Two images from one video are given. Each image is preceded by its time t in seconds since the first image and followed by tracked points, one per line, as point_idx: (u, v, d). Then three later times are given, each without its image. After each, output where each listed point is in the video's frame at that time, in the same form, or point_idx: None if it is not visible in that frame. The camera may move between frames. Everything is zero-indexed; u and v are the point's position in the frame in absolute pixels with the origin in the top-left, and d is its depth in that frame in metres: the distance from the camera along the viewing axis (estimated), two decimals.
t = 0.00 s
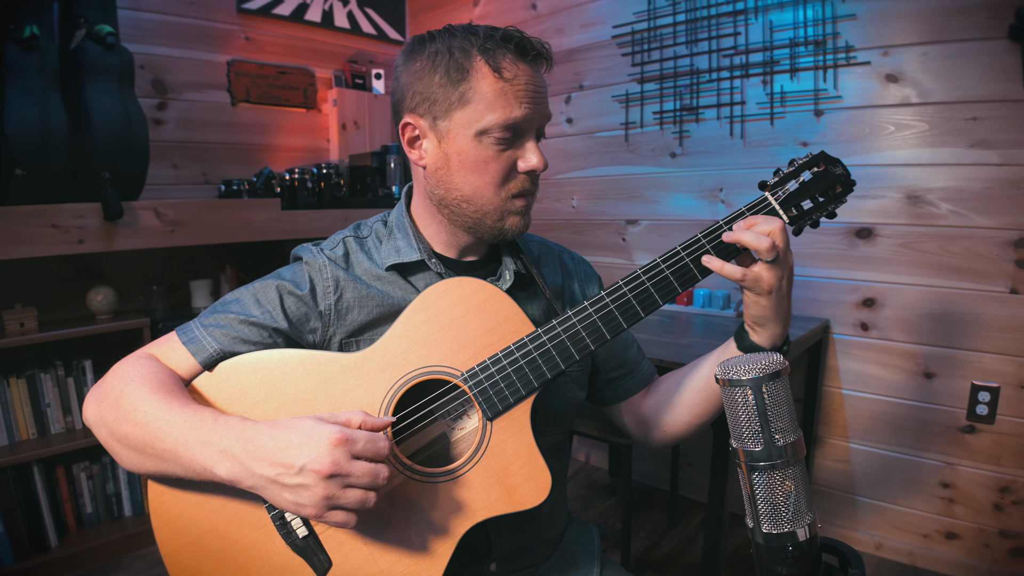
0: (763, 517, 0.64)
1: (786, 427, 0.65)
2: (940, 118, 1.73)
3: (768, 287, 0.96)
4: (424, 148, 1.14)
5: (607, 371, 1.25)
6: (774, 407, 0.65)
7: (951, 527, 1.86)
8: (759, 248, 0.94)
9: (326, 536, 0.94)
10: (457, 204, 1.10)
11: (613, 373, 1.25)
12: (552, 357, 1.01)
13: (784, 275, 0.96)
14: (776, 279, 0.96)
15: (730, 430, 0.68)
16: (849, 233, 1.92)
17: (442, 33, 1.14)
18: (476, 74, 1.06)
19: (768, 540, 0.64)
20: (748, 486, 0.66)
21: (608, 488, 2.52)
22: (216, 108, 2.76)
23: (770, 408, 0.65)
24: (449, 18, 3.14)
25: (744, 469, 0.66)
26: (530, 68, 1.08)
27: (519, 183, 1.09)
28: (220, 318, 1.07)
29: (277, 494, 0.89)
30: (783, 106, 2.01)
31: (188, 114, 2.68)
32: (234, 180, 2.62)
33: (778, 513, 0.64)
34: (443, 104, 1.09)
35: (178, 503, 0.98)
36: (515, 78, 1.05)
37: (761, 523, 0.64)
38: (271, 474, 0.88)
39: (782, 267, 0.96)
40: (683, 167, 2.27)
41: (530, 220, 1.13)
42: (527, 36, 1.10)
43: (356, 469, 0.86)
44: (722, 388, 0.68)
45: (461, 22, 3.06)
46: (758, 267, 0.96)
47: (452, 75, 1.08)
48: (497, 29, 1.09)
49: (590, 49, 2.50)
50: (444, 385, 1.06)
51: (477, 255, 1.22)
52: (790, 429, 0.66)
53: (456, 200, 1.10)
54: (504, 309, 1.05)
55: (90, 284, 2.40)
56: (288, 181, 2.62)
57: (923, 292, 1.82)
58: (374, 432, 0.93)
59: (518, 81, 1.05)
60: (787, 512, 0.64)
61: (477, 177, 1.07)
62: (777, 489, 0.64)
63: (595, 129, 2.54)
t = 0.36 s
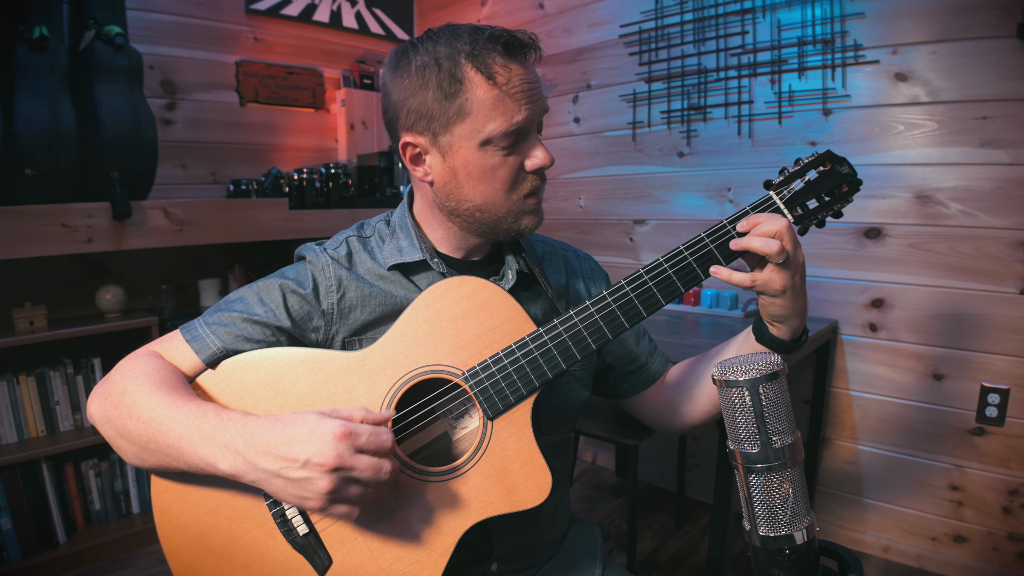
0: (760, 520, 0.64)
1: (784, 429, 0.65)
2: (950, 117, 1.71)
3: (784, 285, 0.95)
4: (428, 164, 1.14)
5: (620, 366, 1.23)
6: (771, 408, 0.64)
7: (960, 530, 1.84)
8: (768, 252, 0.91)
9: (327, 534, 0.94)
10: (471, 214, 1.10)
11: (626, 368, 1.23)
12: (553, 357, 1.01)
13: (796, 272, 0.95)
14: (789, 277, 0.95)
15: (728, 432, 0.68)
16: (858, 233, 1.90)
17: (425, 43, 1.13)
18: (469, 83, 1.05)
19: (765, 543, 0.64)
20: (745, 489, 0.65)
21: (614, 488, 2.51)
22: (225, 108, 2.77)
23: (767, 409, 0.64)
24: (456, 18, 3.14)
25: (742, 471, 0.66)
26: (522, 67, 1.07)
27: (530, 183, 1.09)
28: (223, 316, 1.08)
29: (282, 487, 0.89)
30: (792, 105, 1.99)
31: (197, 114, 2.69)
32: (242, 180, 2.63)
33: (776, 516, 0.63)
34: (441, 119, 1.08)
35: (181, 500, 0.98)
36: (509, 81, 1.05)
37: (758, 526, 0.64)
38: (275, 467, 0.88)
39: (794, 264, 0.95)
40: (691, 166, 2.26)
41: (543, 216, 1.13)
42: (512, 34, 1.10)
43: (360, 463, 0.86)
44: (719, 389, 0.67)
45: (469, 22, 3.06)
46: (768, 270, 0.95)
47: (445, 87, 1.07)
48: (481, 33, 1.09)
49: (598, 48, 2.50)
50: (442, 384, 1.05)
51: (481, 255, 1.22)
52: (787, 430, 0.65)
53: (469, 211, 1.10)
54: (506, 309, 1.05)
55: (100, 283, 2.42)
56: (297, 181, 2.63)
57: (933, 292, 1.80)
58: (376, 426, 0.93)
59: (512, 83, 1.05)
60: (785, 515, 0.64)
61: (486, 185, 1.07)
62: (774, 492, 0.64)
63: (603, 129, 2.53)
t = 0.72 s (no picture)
0: (755, 523, 0.63)
1: (779, 431, 0.64)
2: (958, 116, 1.70)
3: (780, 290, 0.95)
4: (411, 172, 1.16)
5: (620, 369, 1.23)
6: (766, 410, 0.64)
7: (967, 532, 1.83)
8: (767, 252, 0.92)
9: (325, 533, 0.95)
10: (454, 221, 1.11)
11: (627, 371, 1.23)
12: (553, 357, 1.00)
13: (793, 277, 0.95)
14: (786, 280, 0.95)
15: (723, 434, 0.67)
16: (866, 233, 1.89)
17: (400, 52, 1.13)
18: (438, 94, 1.05)
19: (760, 546, 0.63)
20: (740, 491, 0.65)
21: (620, 489, 2.50)
22: (232, 109, 2.78)
23: (762, 410, 0.63)
24: (463, 18, 3.14)
25: (737, 473, 0.65)
26: (494, 70, 1.04)
27: (510, 190, 1.06)
28: (223, 315, 1.08)
29: (275, 493, 0.89)
30: (799, 105, 1.98)
31: (205, 114, 2.71)
32: (249, 180, 2.65)
33: (772, 519, 0.63)
34: (415, 129, 1.10)
35: (179, 500, 0.99)
36: (479, 89, 1.03)
37: (754, 529, 0.63)
38: (270, 474, 0.88)
39: (792, 269, 0.95)
40: (698, 166, 2.25)
41: (532, 222, 1.10)
42: (484, 38, 1.06)
43: (356, 471, 0.87)
44: (714, 390, 0.66)
45: (475, 22, 3.06)
46: (767, 271, 0.95)
47: (415, 98, 1.08)
48: (452, 39, 1.07)
49: (604, 48, 2.49)
50: (441, 384, 1.05)
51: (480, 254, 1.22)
52: (783, 432, 0.64)
53: (452, 219, 1.11)
54: (505, 309, 1.04)
55: (108, 282, 2.44)
56: (304, 181, 2.64)
57: (940, 293, 1.78)
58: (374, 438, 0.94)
59: (481, 90, 1.03)
60: (781, 518, 0.63)
61: (464, 194, 1.07)
62: (769, 494, 0.63)
63: (609, 129, 2.53)
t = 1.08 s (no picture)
0: (751, 525, 0.62)
1: (775, 432, 0.63)
2: (968, 115, 1.68)
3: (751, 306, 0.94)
4: (405, 175, 1.17)
5: (617, 373, 1.23)
6: (762, 411, 0.63)
7: (975, 536, 1.81)
8: (741, 271, 0.91)
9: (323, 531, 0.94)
10: (448, 222, 1.11)
11: (624, 375, 1.23)
12: (550, 356, 1.00)
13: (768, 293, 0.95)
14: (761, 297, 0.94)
15: (719, 435, 0.67)
16: (874, 233, 1.87)
17: (388, 56, 1.13)
18: (424, 98, 1.05)
19: (756, 549, 0.62)
20: (736, 493, 0.64)
21: (626, 490, 2.49)
22: (241, 109, 2.80)
23: (758, 412, 0.63)
24: (470, 18, 3.14)
25: (733, 474, 0.65)
26: (480, 72, 1.03)
27: (501, 191, 1.06)
28: (225, 314, 1.09)
29: (274, 500, 0.90)
30: (806, 104, 1.96)
31: (214, 114, 2.72)
32: (257, 180, 2.66)
33: (768, 522, 0.62)
34: (405, 134, 1.10)
35: (179, 499, 0.99)
36: (464, 92, 1.02)
37: (750, 531, 0.62)
38: (270, 483, 0.89)
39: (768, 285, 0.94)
40: (706, 165, 2.24)
41: (527, 221, 1.10)
42: (470, 39, 1.05)
43: (354, 479, 0.87)
44: (710, 391, 0.66)
45: (483, 22, 3.06)
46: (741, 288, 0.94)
47: (403, 103, 1.09)
48: (437, 42, 1.06)
49: (611, 47, 2.48)
50: (438, 382, 1.05)
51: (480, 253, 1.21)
52: (779, 433, 0.64)
53: (446, 221, 1.11)
54: (503, 308, 1.04)
55: (117, 281, 2.46)
56: (312, 181, 2.65)
57: (950, 294, 1.76)
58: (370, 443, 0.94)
59: (467, 93, 1.02)
60: (778, 520, 0.62)
61: (456, 197, 1.07)
62: (766, 496, 0.63)
63: (616, 128, 2.52)
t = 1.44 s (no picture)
0: (749, 528, 0.62)
1: (773, 433, 0.63)
2: (980, 113, 1.65)
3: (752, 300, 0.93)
4: (407, 180, 1.17)
5: (621, 373, 1.23)
6: (760, 413, 0.62)
7: (986, 539, 1.78)
8: (747, 259, 0.92)
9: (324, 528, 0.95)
10: (451, 227, 1.11)
11: (628, 375, 1.22)
12: (551, 356, 0.98)
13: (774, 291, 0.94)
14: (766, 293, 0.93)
15: (717, 436, 0.66)
16: (885, 233, 1.85)
17: (386, 62, 1.13)
18: (424, 106, 1.05)
19: (754, 552, 0.61)
20: (734, 495, 0.63)
21: (634, 491, 2.48)
22: (251, 109, 2.82)
23: (756, 413, 0.62)
24: (480, 18, 3.14)
25: (731, 476, 0.64)
26: (479, 78, 1.02)
27: (503, 196, 1.06)
28: (230, 313, 1.10)
29: (273, 513, 0.91)
30: (816, 103, 1.94)
31: (224, 114, 2.74)
32: (267, 180, 2.67)
33: (767, 524, 0.62)
34: (406, 140, 1.10)
35: (184, 496, 1.01)
36: (464, 99, 1.02)
37: (747, 534, 0.62)
38: (266, 498, 0.89)
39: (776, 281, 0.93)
40: (715, 165, 2.22)
41: (528, 224, 1.10)
42: (469, 44, 1.05)
43: (350, 492, 0.88)
44: (708, 392, 0.65)
45: (493, 22, 3.06)
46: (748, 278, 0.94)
47: (403, 110, 1.09)
48: (436, 48, 1.06)
49: (620, 46, 2.47)
50: (438, 382, 1.05)
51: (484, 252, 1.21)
52: (777, 435, 0.63)
53: (448, 226, 1.12)
54: (504, 308, 1.03)
55: (128, 279, 2.48)
56: (321, 181, 2.66)
57: (961, 295, 1.74)
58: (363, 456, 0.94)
59: (467, 100, 1.02)
60: (776, 523, 0.62)
61: (458, 203, 1.07)
62: (765, 498, 0.62)
63: (625, 127, 2.51)
